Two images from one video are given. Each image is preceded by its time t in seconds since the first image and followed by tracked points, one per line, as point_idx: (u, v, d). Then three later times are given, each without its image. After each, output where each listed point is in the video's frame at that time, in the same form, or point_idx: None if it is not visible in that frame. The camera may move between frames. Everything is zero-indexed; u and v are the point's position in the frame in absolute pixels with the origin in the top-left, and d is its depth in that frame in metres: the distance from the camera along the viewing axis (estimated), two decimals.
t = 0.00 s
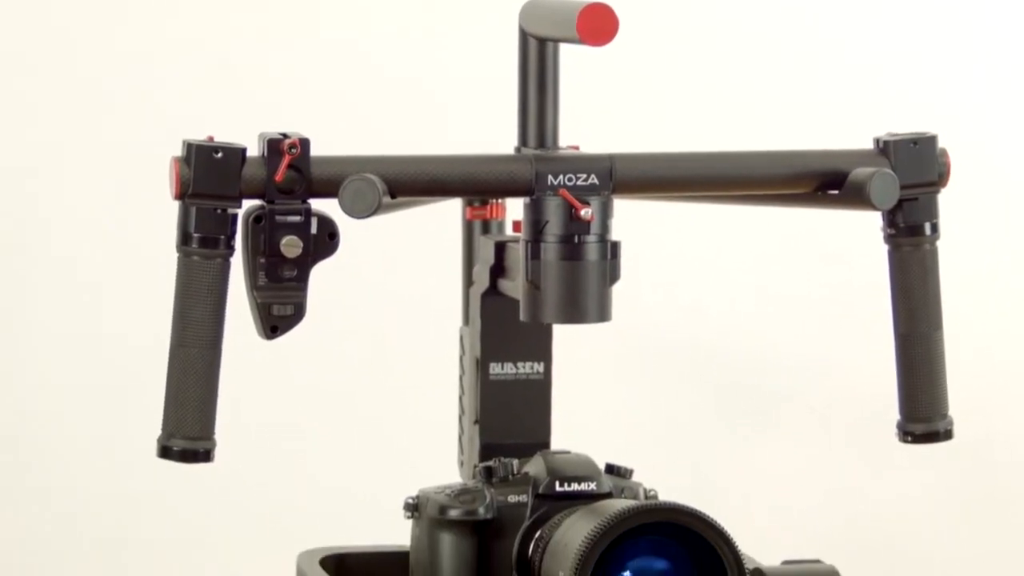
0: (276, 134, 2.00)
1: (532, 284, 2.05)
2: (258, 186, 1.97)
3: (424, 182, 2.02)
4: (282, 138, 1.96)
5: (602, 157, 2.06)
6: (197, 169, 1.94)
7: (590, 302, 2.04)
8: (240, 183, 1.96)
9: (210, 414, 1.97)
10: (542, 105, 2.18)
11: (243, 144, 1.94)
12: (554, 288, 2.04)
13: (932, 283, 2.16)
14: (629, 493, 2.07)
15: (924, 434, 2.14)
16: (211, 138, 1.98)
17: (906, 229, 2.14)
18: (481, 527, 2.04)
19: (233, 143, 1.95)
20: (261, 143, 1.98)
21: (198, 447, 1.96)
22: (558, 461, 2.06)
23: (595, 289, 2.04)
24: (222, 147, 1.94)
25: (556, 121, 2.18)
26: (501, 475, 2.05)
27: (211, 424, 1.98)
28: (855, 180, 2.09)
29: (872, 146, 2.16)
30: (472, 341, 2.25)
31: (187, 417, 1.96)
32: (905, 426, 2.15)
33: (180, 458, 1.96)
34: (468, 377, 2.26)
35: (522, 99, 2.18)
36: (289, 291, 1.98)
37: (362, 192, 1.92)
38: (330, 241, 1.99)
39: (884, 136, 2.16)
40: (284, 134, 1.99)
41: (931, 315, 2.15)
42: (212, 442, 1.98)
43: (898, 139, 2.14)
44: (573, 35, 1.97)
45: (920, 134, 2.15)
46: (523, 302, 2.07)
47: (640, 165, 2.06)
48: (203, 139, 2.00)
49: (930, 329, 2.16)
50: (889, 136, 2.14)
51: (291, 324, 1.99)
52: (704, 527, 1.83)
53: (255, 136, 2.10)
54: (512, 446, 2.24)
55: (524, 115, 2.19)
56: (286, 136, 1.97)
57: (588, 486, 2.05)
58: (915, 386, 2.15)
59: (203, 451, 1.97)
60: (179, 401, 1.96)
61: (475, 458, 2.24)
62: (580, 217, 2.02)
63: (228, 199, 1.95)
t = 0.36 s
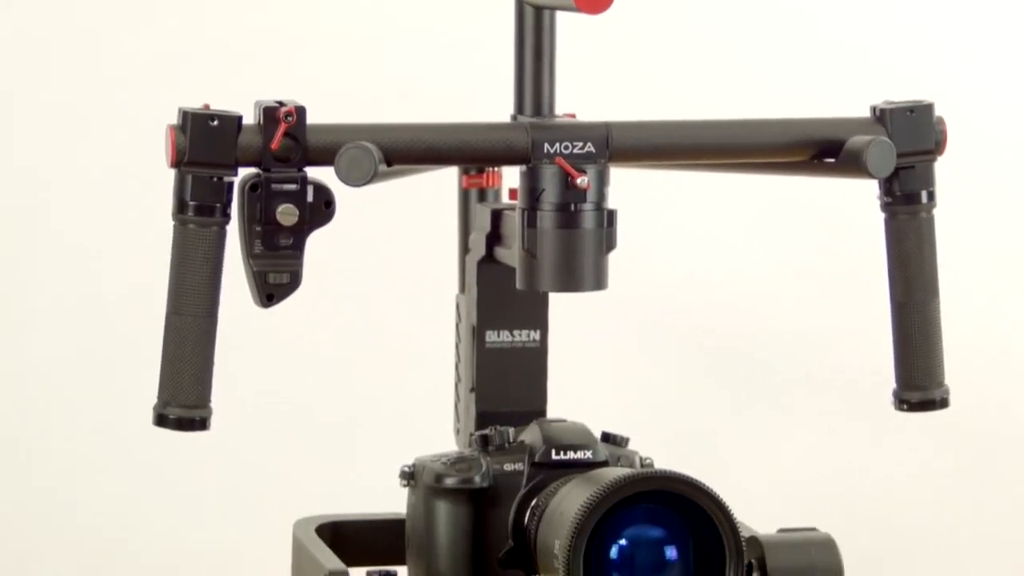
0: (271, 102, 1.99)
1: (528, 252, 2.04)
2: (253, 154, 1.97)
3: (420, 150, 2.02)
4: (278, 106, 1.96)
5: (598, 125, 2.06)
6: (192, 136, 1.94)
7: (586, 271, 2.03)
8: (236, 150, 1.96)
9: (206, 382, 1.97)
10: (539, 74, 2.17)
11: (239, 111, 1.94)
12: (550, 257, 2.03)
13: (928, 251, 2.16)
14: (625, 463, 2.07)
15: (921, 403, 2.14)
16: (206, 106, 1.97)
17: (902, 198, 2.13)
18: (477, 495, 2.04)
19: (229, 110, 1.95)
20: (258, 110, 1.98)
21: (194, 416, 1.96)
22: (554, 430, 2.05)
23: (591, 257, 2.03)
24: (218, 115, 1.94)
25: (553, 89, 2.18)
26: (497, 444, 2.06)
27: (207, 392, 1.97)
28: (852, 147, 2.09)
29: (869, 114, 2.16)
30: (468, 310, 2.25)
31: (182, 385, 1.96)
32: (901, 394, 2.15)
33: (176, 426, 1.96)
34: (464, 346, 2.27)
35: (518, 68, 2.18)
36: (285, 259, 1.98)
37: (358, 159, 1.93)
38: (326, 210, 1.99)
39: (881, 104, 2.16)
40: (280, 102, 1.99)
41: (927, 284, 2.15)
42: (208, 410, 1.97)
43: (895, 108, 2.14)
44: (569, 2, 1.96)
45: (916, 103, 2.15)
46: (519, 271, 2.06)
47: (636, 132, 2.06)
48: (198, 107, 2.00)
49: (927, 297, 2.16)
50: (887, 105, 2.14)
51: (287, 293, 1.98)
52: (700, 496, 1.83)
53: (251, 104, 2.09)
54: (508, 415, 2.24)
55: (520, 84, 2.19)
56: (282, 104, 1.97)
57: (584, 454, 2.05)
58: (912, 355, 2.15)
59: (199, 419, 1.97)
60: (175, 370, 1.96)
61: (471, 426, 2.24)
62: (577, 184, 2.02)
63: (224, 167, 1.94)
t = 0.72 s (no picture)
0: (269, 69, 1.99)
1: (526, 219, 2.04)
2: (251, 121, 1.98)
3: (417, 116, 2.02)
4: (275, 73, 1.96)
5: (595, 92, 2.06)
6: (190, 103, 1.93)
7: (584, 237, 2.03)
8: (233, 117, 1.95)
9: (203, 349, 1.96)
10: (535, 41, 2.18)
11: (236, 78, 1.94)
12: (548, 223, 2.04)
13: (925, 218, 2.16)
14: (622, 429, 2.06)
15: (918, 369, 2.13)
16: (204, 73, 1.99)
17: (900, 164, 2.15)
18: (474, 461, 2.05)
19: (227, 77, 1.96)
20: (254, 78, 1.98)
21: (190, 382, 1.96)
22: (551, 396, 2.05)
23: (589, 223, 2.04)
24: (214, 82, 1.95)
25: (550, 57, 2.18)
26: (494, 411, 2.05)
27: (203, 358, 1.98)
28: (848, 114, 2.10)
29: (866, 82, 2.16)
30: (465, 277, 2.24)
31: (179, 351, 1.96)
32: (898, 360, 2.15)
33: (172, 391, 1.96)
34: (462, 313, 2.26)
35: (516, 35, 2.19)
36: (282, 225, 1.98)
37: (353, 126, 1.93)
38: (324, 177, 1.99)
39: (878, 71, 2.16)
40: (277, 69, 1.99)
41: (924, 251, 2.16)
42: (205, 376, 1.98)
43: (892, 74, 2.15)
44: None
45: (914, 69, 2.15)
46: (516, 237, 2.07)
47: (632, 99, 2.06)
48: (197, 74, 2.01)
49: (923, 264, 2.16)
50: (883, 71, 2.14)
51: (284, 259, 1.98)
52: (696, 463, 1.82)
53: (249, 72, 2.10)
54: (505, 382, 2.23)
55: (518, 51, 2.19)
56: (280, 71, 1.97)
57: (581, 421, 2.04)
58: (909, 320, 2.15)
59: (195, 385, 1.97)
60: (171, 335, 1.96)
61: (469, 393, 2.24)
62: (574, 151, 2.01)
63: (221, 133, 1.96)
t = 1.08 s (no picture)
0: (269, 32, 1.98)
1: (526, 182, 2.04)
2: (250, 83, 1.97)
3: (417, 79, 2.01)
4: (275, 36, 1.95)
5: (596, 56, 2.05)
6: (189, 66, 1.93)
7: (584, 200, 2.03)
8: (233, 81, 1.94)
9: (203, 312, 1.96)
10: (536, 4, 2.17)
11: (235, 41, 1.93)
12: (548, 186, 2.03)
13: (926, 181, 2.15)
14: (623, 393, 2.05)
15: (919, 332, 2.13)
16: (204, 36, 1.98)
17: (900, 127, 2.14)
18: (475, 425, 2.05)
19: (227, 40, 1.95)
20: (254, 41, 1.97)
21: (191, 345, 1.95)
22: (551, 359, 2.03)
23: (589, 187, 2.03)
24: (213, 45, 1.94)
25: (550, 21, 2.17)
26: (494, 374, 2.05)
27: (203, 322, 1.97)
28: (848, 78, 2.09)
29: (866, 43, 2.14)
30: (466, 241, 2.24)
31: (179, 314, 1.96)
32: (899, 324, 2.15)
33: (172, 355, 1.96)
34: (462, 277, 2.25)
35: None
36: (282, 188, 1.97)
37: (353, 90, 1.92)
38: (324, 140, 1.98)
39: (878, 34, 2.14)
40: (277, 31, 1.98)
41: (925, 214, 2.15)
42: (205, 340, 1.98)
43: (892, 37, 2.13)
44: None
45: (915, 32, 2.14)
46: (516, 200, 2.07)
47: (633, 63, 2.05)
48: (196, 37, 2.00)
49: (924, 228, 2.15)
50: (883, 34, 2.12)
51: (284, 223, 1.97)
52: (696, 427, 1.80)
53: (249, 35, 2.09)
54: (505, 346, 2.23)
55: (518, 14, 2.18)
56: (279, 34, 1.96)
57: (581, 384, 2.03)
58: (911, 282, 2.14)
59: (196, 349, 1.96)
60: (171, 299, 1.96)
61: (469, 357, 2.23)
62: (574, 114, 2.00)
63: (220, 97, 1.95)
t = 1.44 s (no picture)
0: None
1: (526, 148, 2.03)
2: (251, 50, 1.96)
3: (416, 45, 2.00)
4: (275, 2, 1.94)
5: (595, 23, 2.03)
6: (189, 32, 1.92)
7: (584, 166, 2.02)
8: (233, 46, 1.93)
9: (203, 278, 1.95)
10: None
11: (235, 7, 1.92)
12: (548, 152, 2.03)
13: (927, 149, 2.14)
14: (622, 360, 2.04)
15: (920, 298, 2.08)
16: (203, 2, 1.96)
17: (902, 94, 2.13)
18: (475, 391, 2.05)
19: (226, 6, 1.94)
20: (254, 6, 1.96)
21: (190, 312, 1.95)
22: (551, 326, 2.03)
23: (589, 153, 2.03)
24: (213, 12, 1.93)
25: None
26: (495, 341, 2.05)
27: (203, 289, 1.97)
28: (849, 44, 2.08)
29: (868, 11, 2.14)
30: (466, 208, 2.23)
31: (179, 280, 1.95)
32: (899, 292, 2.13)
33: (172, 321, 1.95)
34: (462, 244, 2.25)
35: None
36: (281, 155, 1.96)
37: (353, 57, 1.91)
38: (323, 107, 1.97)
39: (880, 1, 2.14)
40: None
41: (925, 181, 2.14)
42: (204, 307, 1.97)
43: (894, 4, 2.13)
44: None
45: None
46: (517, 166, 2.06)
47: (634, 30, 2.04)
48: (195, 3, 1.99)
49: (923, 194, 2.14)
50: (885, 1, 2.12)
51: (283, 190, 1.96)
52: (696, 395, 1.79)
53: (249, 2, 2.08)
54: (505, 312, 2.23)
55: None
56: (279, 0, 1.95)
57: (582, 351, 2.02)
58: (912, 247, 2.13)
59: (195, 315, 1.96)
60: (170, 265, 1.95)
61: (469, 323, 2.23)
62: (574, 81, 2.00)
63: (220, 64, 1.94)
